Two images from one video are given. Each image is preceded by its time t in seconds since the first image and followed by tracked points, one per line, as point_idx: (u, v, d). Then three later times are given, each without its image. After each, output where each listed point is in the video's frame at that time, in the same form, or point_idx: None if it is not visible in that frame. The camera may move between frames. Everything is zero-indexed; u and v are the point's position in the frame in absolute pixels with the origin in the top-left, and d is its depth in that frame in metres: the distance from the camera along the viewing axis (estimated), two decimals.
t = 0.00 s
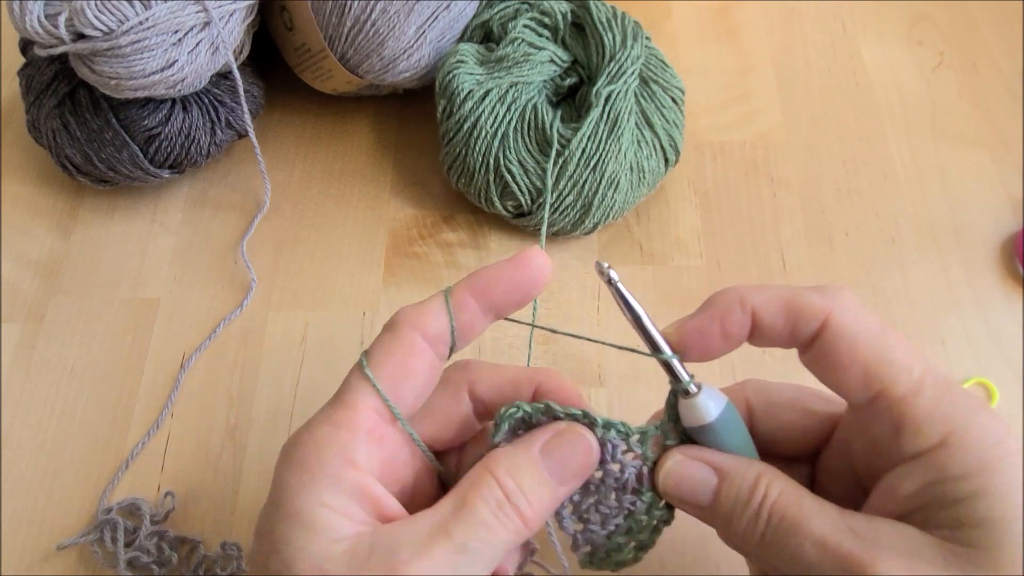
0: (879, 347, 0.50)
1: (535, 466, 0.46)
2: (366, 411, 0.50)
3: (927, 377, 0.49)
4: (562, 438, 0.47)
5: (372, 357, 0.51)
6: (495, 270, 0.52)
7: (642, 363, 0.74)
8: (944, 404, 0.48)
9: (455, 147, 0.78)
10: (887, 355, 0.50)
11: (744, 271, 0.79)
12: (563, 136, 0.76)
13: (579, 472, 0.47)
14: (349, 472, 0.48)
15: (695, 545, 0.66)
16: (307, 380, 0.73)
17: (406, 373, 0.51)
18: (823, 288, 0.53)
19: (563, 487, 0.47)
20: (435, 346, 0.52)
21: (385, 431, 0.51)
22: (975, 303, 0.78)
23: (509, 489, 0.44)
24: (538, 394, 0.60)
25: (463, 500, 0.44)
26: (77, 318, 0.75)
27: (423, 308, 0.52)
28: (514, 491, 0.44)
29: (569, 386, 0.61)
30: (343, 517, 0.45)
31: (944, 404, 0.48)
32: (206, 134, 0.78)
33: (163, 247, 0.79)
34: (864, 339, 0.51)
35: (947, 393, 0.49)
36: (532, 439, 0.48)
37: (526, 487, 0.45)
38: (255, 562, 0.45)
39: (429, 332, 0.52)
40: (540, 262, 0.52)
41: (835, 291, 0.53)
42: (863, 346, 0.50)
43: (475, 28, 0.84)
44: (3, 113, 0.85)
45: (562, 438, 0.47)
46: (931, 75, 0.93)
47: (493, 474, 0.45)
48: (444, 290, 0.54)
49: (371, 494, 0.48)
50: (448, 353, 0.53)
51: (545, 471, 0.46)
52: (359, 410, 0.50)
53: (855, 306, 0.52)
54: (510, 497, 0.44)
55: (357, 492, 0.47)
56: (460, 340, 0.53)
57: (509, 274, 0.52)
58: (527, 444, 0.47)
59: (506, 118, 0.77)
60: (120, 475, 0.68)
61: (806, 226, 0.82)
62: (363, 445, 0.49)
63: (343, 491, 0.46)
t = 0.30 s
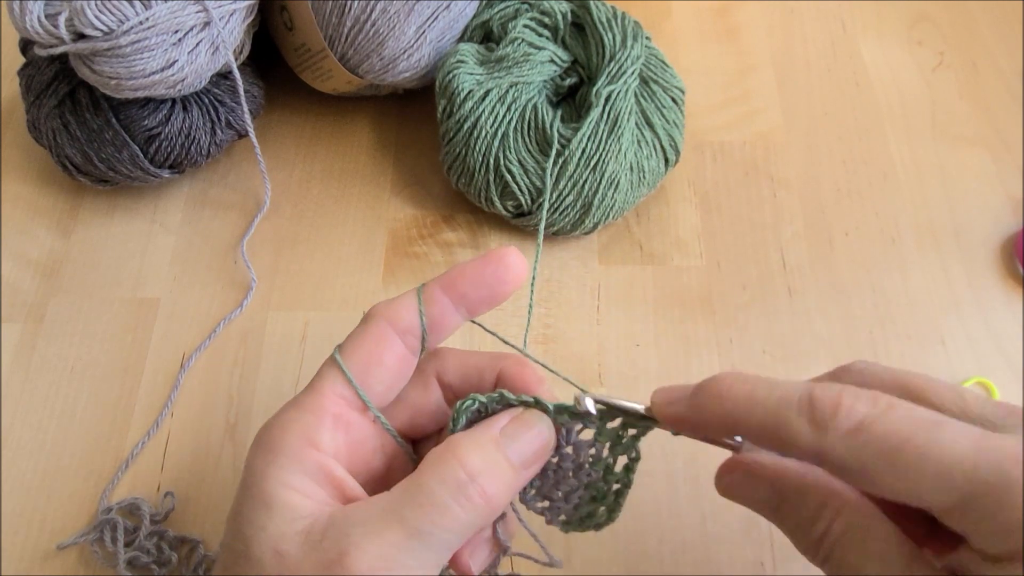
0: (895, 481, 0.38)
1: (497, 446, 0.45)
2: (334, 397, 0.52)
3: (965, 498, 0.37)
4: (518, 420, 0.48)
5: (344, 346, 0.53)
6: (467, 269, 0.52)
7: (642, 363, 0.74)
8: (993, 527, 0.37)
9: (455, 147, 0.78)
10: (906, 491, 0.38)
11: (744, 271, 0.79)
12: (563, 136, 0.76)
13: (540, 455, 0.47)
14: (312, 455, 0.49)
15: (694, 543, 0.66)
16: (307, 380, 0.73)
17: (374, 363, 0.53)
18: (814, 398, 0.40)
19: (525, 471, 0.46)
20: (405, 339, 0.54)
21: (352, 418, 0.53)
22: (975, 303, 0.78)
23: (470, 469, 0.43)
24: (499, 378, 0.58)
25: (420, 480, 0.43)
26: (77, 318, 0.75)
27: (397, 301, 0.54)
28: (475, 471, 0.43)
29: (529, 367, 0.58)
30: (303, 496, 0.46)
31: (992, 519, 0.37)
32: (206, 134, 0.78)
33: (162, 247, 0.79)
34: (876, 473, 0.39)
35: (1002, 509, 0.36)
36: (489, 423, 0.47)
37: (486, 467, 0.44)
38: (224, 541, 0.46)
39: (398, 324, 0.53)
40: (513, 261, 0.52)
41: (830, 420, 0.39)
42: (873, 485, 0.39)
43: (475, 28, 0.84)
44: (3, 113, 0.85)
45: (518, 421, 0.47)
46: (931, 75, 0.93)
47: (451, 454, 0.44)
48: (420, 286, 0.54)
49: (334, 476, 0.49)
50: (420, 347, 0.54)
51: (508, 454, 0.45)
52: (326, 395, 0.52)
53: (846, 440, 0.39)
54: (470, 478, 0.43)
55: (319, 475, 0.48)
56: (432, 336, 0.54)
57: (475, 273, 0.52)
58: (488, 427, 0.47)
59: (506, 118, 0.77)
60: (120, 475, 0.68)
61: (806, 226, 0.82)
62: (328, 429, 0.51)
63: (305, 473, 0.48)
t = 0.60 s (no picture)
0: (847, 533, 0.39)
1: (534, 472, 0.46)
2: (351, 450, 0.46)
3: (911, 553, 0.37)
4: (544, 442, 0.48)
5: (350, 387, 0.46)
6: (482, 289, 0.47)
7: (642, 363, 0.74)
8: None
9: (455, 146, 0.78)
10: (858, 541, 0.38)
11: (745, 271, 0.79)
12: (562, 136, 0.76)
13: (559, 469, 0.49)
14: (349, 521, 0.44)
15: (694, 543, 0.66)
16: (307, 380, 0.73)
17: (389, 402, 0.47)
18: (774, 444, 0.41)
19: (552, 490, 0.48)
20: (416, 370, 0.48)
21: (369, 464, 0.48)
22: (975, 303, 0.78)
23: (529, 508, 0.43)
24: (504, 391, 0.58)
25: (482, 526, 0.42)
26: (77, 318, 0.75)
27: (404, 325, 0.47)
28: (532, 509, 0.43)
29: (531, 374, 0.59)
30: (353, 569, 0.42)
31: None
32: (206, 134, 0.78)
33: (162, 247, 0.79)
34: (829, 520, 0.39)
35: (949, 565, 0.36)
36: (521, 448, 0.47)
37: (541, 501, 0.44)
38: None
39: (410, 354, 0.47)
40: (523, 273, 0.48)
41: (788, 468, 0.40)
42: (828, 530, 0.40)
43: (475, 28, 0.84)
44: (3, 113, 0.85)
45: (545, 444, 0.48)
46: (932, 75, 0.93)
47: (498, 488, 0.43)
48: (423, 301, 0.48)
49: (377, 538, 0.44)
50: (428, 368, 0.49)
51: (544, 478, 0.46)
52: (343, 448, 0.46)
53: (801, 488, 0.39)
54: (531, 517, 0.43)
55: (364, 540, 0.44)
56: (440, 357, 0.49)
57: (490, 296, 0.47)
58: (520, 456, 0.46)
59: (506, 118, 0.77)
60: (120, 475, 0.68)
61: (806, 225, 0.82)
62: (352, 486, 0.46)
63: (348, 543, 0.43)
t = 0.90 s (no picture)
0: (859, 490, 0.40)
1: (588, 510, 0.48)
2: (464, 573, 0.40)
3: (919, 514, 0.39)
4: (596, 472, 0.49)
5: (458, 517, 0.39)
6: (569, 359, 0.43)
7: (642, 363, 0.74)
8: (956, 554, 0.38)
9: (456, 146, 0.78)
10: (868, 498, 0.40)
11: (744, 271, 0.79)
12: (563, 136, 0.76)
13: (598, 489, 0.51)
14: None
15: (694, 543, 0.67)
16: (306, 380, 0.73)
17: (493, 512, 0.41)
18: (799, 399, 0.43)
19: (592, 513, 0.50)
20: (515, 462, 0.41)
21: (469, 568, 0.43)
22: (975, 303, 0.78)
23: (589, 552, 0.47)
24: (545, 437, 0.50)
25: None
26: (77, 318, 0.75)
27: (506, 428, 0.40)
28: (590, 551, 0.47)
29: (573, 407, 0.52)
30: None
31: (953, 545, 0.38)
32: (206, 134, 0.78)
33: (162, 247, 0.79)
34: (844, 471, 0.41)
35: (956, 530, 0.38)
36: (580, 484, 0.49)
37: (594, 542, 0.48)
38: None
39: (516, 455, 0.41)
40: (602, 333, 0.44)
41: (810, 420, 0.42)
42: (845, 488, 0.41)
43: (475, 28, 0.84)
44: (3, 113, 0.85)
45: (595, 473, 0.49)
46: (932, 76, 0.93)
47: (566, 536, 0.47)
48: (510, 382, 0.42)
49: None
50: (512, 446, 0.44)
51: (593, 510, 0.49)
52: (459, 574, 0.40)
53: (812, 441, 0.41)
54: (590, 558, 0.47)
55: None
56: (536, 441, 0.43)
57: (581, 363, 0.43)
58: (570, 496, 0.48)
59: (506, 118, 0.77)
60: (120, 475, 0.68)
61: (806, 225, 0.82)
62: None
63: None
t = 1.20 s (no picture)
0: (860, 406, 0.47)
1: (528, 474, 0.42)
2: (333, 424, 0.46)
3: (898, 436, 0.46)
4: (550, 442, 0.44)
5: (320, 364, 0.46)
6: (439, 246, 0.46)
7: (642, 363, 0.74)
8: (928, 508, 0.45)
9: (455, 146, 0.78)
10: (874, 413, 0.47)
11: (744, 271, 0.79)
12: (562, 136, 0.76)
13: (570, 474, 0.44)
14: (332, 496, 0.44)
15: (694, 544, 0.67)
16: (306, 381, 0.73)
17: (362, 373, 0.46)
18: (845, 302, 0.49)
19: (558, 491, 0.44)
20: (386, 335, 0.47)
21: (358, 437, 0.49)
22: (976, 303, 0.78)
23: (507, 508, 0.40)
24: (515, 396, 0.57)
25: (455, 527, 0.40)
26: (77, 318, 0.75)
27: (364, 298, 0.46)
28: (513, 509, 0.40)
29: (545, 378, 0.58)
30: (325, 546, 0.42)
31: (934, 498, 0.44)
32: (206, 134, 0.78)
33: (162, 247, 0.79)
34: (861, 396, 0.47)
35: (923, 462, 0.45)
36: (519, 445, 0.44)
37: (525, 503, 0.41)
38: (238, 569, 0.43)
39: (378, 323, 0.46)
40: (472, 223, 0.47)
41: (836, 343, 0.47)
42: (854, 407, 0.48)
43: (474, 28, 0.84)
44: (3, 113, 0.85)
45: (549, 444, 0.43)
46: (932, 76, 0.93)
47: (487, 490, 0.41)
48: (380, 271, 0.47)
49: (356, 515, 0.45)
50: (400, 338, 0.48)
51: (541, 479, 0.42)
52: (328, 422, 0.46)
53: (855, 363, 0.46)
54: (509, 518, 0.40)
55: (343, 515, 0.44)
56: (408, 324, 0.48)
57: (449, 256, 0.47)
58: (517, 450, 0.43)
59: (506, 118, 0.77)
60: (120, 476, 0.68)
61: (806, 225, 0.82)
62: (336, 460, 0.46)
63: (329, 518, 0.43)
